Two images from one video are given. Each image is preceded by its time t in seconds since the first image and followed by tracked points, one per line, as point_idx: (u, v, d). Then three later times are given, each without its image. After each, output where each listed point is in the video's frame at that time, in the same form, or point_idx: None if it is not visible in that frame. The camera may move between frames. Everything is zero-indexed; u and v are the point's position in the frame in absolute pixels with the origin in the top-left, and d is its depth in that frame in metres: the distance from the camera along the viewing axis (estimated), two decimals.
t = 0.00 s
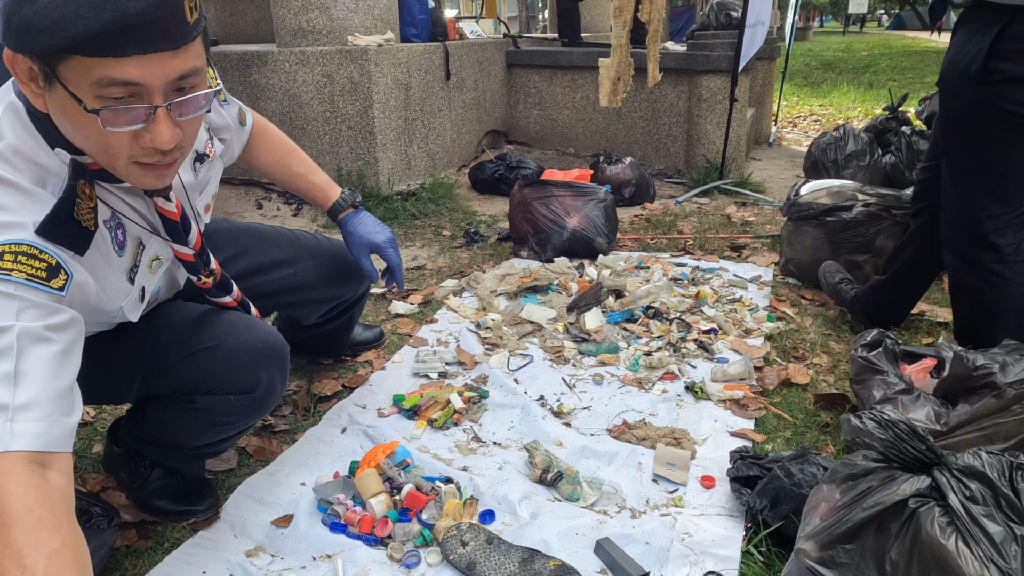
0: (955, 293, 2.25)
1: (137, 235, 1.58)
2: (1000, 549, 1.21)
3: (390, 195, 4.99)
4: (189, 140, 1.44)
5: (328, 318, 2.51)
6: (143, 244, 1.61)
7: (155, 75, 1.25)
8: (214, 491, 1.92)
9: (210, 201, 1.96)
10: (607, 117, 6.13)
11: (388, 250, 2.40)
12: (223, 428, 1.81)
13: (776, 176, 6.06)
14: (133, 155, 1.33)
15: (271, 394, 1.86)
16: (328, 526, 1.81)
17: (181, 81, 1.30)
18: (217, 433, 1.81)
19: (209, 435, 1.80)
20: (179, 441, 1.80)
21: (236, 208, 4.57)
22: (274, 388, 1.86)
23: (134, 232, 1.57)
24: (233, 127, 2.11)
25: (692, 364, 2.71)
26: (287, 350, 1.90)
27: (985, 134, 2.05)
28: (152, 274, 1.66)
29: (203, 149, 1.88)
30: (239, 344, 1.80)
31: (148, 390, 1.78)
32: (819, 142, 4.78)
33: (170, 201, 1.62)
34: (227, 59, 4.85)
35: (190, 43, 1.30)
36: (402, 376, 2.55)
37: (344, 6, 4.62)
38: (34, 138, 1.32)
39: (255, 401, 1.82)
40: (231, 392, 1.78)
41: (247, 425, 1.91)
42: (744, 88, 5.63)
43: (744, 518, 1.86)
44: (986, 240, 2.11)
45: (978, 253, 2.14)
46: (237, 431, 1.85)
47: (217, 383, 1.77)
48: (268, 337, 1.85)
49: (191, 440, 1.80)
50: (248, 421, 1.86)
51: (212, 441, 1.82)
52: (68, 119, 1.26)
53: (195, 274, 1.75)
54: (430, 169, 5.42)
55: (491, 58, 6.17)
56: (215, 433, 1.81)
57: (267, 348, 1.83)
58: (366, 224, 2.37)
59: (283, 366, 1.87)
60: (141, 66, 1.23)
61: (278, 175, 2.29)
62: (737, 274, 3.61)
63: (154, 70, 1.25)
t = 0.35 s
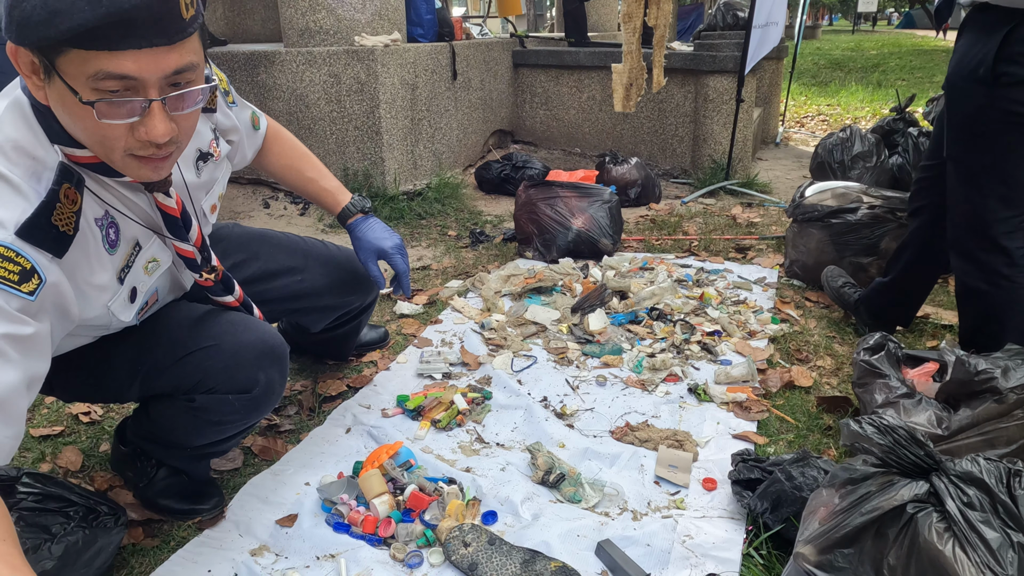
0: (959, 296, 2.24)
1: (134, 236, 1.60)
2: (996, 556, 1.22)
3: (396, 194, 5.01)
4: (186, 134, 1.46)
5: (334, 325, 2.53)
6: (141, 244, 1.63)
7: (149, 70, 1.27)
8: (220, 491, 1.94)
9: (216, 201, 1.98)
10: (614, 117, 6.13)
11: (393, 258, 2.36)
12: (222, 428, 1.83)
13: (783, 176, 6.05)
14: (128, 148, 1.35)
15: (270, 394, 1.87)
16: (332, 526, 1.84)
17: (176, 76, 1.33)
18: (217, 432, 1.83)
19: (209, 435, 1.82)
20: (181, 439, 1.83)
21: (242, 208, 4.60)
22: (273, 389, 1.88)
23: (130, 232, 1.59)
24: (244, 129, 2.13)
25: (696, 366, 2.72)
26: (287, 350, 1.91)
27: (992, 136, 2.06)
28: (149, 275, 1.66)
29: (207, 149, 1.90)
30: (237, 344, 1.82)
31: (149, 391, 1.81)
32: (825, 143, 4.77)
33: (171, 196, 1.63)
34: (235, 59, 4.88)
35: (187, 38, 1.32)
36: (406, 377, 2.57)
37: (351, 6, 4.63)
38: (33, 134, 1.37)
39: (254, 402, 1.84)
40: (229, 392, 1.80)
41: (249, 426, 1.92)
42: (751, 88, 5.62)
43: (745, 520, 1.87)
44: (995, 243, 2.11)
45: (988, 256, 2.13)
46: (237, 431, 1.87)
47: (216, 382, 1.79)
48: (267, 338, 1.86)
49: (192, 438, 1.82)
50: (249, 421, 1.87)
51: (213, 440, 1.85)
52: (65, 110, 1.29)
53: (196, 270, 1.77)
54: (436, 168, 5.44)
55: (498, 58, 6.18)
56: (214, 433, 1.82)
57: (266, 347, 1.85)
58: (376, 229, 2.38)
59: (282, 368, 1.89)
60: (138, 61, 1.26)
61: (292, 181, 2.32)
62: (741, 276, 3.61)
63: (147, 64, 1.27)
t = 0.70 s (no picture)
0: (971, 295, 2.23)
1: (134, 218, 1.61)
2: (1007, 556, 1.21)
3: (403, 192, 5.02)
4: (183, 105, 1.48)
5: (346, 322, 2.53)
6: (142, 228, 1.63)
7: (147, 32, 1.29)
8: (230, 487, 1.96)
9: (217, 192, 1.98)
10: (621, 116, 6.12)
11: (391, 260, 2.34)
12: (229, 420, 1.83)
13: (791, 175, 6.03)
14: (129, 116, 1.36)
15: (275, 386, 1.88)
16: (340, 523, 1.84)
17: (172, 39, 1.34)
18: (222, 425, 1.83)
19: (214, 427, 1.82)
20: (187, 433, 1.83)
21: (251, 206, 4.62)
22: (279, 381, 1.89)
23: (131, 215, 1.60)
24: (244, 125, 2.14)
25: (703, 365, 2.72)
26: (294, 345, 1.93)
27: None
28: (150, 259, 1.67)
29: (202, 137, 1.91)
30: (245, 336, 1.83)
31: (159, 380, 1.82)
32: (833, 142, 4.76)
33: (168, 178, 1.65)
34: (243, 58, 4.89)
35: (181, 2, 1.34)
36: (414, 375, 2.58)
37: (359, 4, 4.63)
38: (33, 117, 1.36)
39: (260, 393, 1.85)
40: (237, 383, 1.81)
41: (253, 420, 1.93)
42: (759, 86, 5.60)
43: (753, 519, 1.87)
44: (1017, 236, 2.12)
45: (1013, 251, 2.15)
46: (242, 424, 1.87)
47: (223, 373, 1.79)
48: (274, 331, 1.88)
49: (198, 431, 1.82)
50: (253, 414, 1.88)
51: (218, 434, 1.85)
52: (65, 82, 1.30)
53: (197, 255, 1.78)
54: (443, 167, 5.45)
55: (505, 56, 6.18)
56: (221, 425, 1.83)
57: (274, 340, 1.86)
58: (376, 226, 2.37)
59: (289, 361, 1.90)
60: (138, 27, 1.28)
61: (298, 183, 2.34)
62: (749, 275, 3.61)
63: (145, 26, 1.28)
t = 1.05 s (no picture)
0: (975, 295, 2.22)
1: (135, 191, 1.63)
2: (1008, 559, 1.20)
3: (405, 191, 5.02)
4: (188, 56, 1.49)
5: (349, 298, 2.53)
6: (142, 201, 1.65)
7: None
8: (228, 487, 1.96)
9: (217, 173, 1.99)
10: (624, 115, 6.11)
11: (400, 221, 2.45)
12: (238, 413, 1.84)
13: (794, 175, 6.01)
14: (136, 60, 1.37)
15: (286, 377, 1.88)
16: (339, 522, 1.84)
17: None
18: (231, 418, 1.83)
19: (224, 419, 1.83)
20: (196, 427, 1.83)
21: (253, 204, 4.62)
22: (289, 373, 1.89)
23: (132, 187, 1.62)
24: (243, 110, 2.17)
25: (704, 365, 2.71)
26: (303, 335, 1.93)
27: None
28: (149, 235, 1.68)
29: (203, 114, 1.92)
30: (256, 328, 1.83)
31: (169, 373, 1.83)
32: (836, 142, 4.74)
33: (173, 144, 1.67)
34: (246, 56, 4.90)
35: None
36: (415, 373, 2.57)
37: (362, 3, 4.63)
38: (37, 84, 1.40)
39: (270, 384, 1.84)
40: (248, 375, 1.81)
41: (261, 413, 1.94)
42: (763, 85, 5.59)
43: (753, 520, 1.86)
44: None
45: None
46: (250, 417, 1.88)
47: (236, 363, 1.80)
48: (285, 321, 1.88)
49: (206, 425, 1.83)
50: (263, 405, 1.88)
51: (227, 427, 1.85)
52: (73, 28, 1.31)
53: (200, 227, 1.76)
54: (445, 166, 5.44)
55: (508, 55, 6.17)
56: (229, 417, 1.83)
57: (285, 331, 1.87)
58: (380, 197, 2.44)
59: (298, 351, 1.91)
60: None
61: (295, 160, 2.36)
62: (751, 275, 3.60)
63: None
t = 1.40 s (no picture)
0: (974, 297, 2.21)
1: (164, 157, 1.75)
2: (1002, 567, 1.20)
3: (404, 191, 5.01)
4: (227, 29, 1.67)
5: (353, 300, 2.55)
6: (170, 167, 1.77)
7: None
8: (223, 490, 1.94)
9: (234, 171, 2.10)
10: (624, 114, 6.10)
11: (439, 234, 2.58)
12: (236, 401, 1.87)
13: (794, 175, 5.99)
14: (185, 22, 1.55)
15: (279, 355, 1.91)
16: (334, 527, 1.84)
17: None
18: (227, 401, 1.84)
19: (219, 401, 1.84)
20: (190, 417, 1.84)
21: (251, 204, 4.62)
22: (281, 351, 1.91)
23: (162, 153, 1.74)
24: (265, 128, 2.25)
25: (702, 367, 2.70)
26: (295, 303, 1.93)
27: None
28: (175, 202, 1.79)
29: (224, 110, 2.03)
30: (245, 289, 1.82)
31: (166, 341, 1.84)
32: (836, 142, 4.72)
33: (197, 120, 1.80)
34: (244, 56, 4.89)
35: None
36: (411, 376, 2.57)
37: (360, 3, 4.61)
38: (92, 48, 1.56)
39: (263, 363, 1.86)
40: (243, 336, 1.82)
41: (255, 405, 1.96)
42: (763, 85, 5.57)
43: (749, 524, 1.85)
44: None
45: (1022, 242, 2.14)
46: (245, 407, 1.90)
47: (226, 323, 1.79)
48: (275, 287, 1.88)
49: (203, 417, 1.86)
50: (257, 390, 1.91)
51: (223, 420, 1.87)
52: None
53: (212, 202, 1.88)
54: (445, 166, 5.43)
55: (508, 54, 6.16)
56: (224, 383, 1.82)
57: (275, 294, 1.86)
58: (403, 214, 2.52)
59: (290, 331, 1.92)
60: None
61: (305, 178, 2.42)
62: (750, 276, 3.59)
63: None
